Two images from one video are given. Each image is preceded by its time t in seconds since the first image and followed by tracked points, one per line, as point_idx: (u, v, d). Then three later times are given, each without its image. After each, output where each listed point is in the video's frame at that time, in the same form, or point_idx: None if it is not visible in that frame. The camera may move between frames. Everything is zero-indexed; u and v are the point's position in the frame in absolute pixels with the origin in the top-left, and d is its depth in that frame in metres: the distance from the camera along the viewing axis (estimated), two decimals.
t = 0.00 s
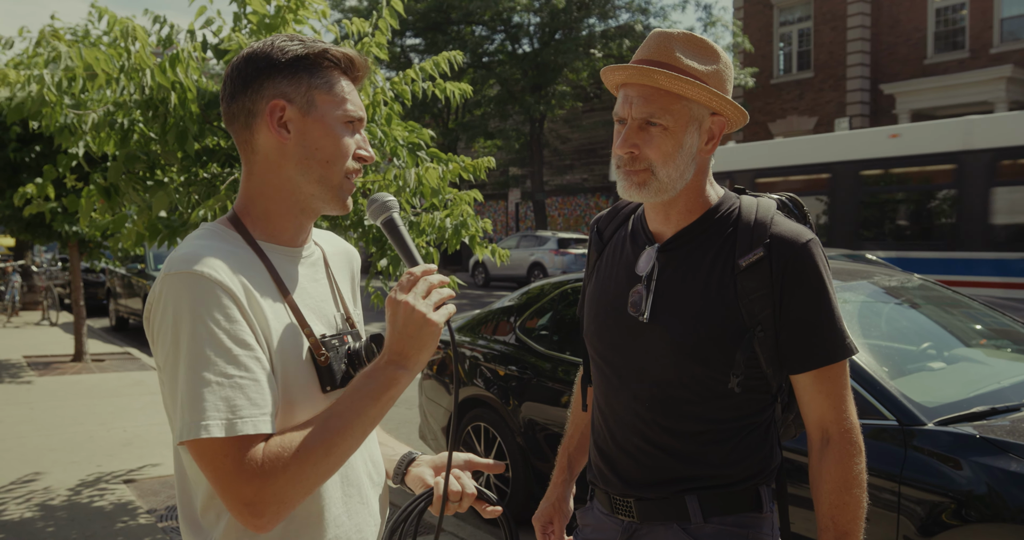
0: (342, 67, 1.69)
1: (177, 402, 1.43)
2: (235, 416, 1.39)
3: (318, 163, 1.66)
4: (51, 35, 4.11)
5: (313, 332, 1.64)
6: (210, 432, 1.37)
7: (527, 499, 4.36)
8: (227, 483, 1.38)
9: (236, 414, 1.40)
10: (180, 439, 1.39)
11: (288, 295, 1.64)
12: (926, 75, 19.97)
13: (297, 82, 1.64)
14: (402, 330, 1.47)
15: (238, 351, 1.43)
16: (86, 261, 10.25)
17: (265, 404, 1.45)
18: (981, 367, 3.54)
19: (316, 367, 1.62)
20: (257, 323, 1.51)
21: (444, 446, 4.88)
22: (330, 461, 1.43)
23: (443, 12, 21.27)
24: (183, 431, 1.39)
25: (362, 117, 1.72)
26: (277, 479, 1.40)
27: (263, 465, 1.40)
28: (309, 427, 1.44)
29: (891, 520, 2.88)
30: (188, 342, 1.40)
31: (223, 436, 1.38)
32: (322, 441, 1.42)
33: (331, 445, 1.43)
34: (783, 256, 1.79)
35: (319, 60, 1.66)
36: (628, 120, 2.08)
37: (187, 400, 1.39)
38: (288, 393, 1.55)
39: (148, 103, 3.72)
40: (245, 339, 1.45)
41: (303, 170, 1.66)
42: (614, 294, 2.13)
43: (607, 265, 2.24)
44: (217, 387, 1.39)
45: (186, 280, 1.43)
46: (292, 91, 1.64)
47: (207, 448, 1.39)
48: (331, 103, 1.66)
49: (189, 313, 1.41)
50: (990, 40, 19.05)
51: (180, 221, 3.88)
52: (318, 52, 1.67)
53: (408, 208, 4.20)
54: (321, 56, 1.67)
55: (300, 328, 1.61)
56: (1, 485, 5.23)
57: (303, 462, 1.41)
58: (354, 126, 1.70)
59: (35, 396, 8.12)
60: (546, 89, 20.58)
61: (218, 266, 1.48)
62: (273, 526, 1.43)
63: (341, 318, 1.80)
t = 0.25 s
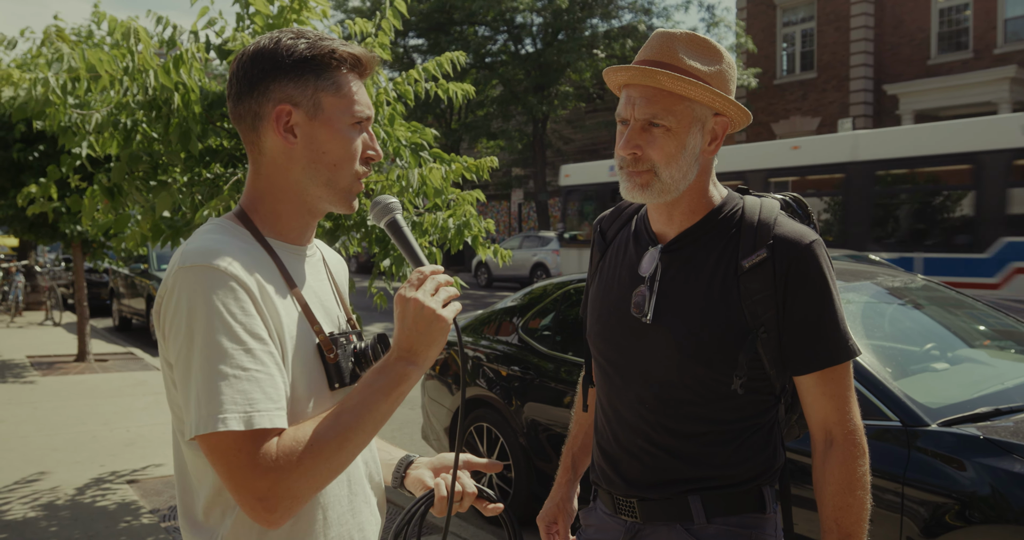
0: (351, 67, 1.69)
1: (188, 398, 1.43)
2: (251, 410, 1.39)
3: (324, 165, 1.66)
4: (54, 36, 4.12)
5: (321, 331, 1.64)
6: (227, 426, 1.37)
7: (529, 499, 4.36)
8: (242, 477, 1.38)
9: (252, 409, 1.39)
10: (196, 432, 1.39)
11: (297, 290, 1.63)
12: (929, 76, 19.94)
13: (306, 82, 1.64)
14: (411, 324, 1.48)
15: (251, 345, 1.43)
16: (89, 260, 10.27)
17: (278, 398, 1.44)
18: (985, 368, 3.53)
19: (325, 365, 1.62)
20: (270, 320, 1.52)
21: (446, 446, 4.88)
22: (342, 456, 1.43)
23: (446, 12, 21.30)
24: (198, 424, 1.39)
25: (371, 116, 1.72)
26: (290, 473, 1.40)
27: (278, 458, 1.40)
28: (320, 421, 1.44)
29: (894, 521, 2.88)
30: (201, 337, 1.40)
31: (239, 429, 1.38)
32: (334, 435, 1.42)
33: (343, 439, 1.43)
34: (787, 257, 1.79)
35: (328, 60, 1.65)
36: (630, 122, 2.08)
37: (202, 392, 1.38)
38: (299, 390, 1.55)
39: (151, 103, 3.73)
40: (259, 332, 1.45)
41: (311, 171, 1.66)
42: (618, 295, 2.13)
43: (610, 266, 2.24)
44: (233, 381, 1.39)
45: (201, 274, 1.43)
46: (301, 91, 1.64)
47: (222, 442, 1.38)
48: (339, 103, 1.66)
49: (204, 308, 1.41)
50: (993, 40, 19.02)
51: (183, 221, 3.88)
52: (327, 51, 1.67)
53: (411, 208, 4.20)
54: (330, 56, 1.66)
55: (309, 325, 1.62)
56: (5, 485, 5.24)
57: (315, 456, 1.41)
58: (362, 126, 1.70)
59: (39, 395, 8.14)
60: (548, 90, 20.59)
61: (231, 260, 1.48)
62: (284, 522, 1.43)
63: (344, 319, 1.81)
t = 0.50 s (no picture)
0: (361, 72, 1.68)
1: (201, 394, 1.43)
2: (265, 405, 1.40)
3: (334, 168, 1.67)
4: (58, 36, 4.12)
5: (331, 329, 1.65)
6: (242, 420, 1.38)
7: (532, 499, 4.36)
8: (257, 470, 1.38)
9: (266, 405, 1.40)
10: (210, 427, 1.39)
11: (309, 291, 1.64)
12: (933, 76, 19.90)
13: (316, 87, 1.64)
14: (424, 314, 1.47)
15: (265, 341, 1.44)
16: (93, 260, 10.29)
17: (291, 393, 1.45)
18: (989, 369, 3.52)
19: (334, 364, 1.63)
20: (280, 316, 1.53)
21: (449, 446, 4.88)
22: (356, 447, 1.43)
23: (450, 12, 21.30)
24: (212, 420, 1.39)
25: (380, 119, 1.72)
26: (305, 465, 1.40)
27: (292, 451, 1.40)
28: (335, 414, 1.44)
29: (898, 522, 2.87)
30: (214, 331, 1.40)
31: (254, 424, 1.39)
32: (347, 427, 1.42)
33: (356, 430, 1.43)
34: (790, 257, 1.79)
35: (337, 66, 1.65)
36: (634, 124, 2.08)
37: (216, 389, 1.39)
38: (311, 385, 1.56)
39: (154, 103, 3.73)
40: (272, 330, 1.46)
41: (321, 174, 1.67)
42: (621, 295, 2.13)
43: (614, 266, 2.24)
44: (247, 377, 1.40)
45: (213, 272, 1.43)
46: (310, 96, 1.64)
47: (236, 436, 1.38)
48: (349, 107, 1.66)
49: (216, 306, 1.41)
50: (998, 40, 18.96)
51: (186, 221, 3.89)
52: (336, 57, 1.67)
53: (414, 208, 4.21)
54: (339, 61, 1.66)
55: (319, 323, 1.63)
56: (8, 484, 5.25)
57: (330, 448, 1.41)
58: (371, 129, 1.70)
59: (42, 395, 8.16)
60: (551, 90, 20.60)
61: (242, 257, 1.48)
62: (301, 513, 1.43)
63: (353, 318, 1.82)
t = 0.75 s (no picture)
0: (368, 77, 1.75)
1: (222, 385, 1.53)
2: (287, 390, 1.49)
3: (339, 170, 1.73)
4: (61, 36, 4.13)
5: (339, 324, 1.73)
6: (264, 404, 1.47)
7: (534, 499, 4.36)
8: (288, 449, 1.47)
9: (287, 388, 1.49)
10: (233, 414, 1.49)
11: (319, 288, 1.72)
12: (936, 76, 19.84)
13: (321, 93, 1.70)
14: (458, 302, 1.52)
15: (281, 331, 1.53)
16: (96, 261, 10.31)
17: (312, 378, 1.54)
18: (993, 369, 3.51)
19: (343, 355, 1.72)
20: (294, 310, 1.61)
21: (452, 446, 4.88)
22: (383, 429, 1.49)
23: (453, 13, 21.30)
24: (234, 408, 1.49)
25: (385, 122, 1.78)
26: (334, 443, 1.46)
27: (321, 430, 1.47)
28: (361, 395, 1.50)
29: (901, 523, 2.86)
30: (233, 324, 1.51)
31: (276, 408, 1.48)
32: (374, 409, 1.48)
33: (385, 410, 1.48)
34: (794, 257, 1.78)
35: (342, 72, 1.72)
36: (637, 123, 2.07)
37: (235, 378, 1.49)
38: (324, 372, 1.66)
39: (157, 103, 3.73)
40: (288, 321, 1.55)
41: (327, 176, 1.73)
42: (623, 295, 2.12)
43: (616, 265, 2.23)
44: (266, 361, 1.50)
45: (231, 271, 1.53)
46: (316, 100, 1.71)
47: (265, 418, 1.48)
48: (353, 112, 1.72)
49: (234, 298, 1.52)
50: (1001, 40, 18.89)
51: (189, 221, 3.89)
52: (341, 63, 1.73)
53: (417, 208, 4.22)
54: (345, 66, 1.72)
55: (330, 320, 1.71)
56: (12, 484, 5.26)
57: (357, 427, 1.47)
58: (376, 132, 1.77)
59: (46, 395, 8.17)
60: (554, 89, 20.60)
61: (254, 257, 1.58)
62: (330, 491, 1.49)
63: (364, 314, 1.88)
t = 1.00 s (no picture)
0: (371, 83, 1.76)
1: (231, 381, 1.53)
2: (294, 386, 1.49)
3: (343, 174, 1.75)
4: (62, 36, 4.13)
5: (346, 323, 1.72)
6: (271, 400, 1.47)
7: (536, 499, 4.36)
8: (295, 442, 1.48)
9: (293, 384, 1.49)
10: (243, 409, 1.49)
11: (328, 288, 1.72)
12: (939, 76, 19.83)
13: (324, 100, 1.72)
14: (477, 311, 1.56)
15: (290, 329, 1.53)
16: (98, 261, 10.32)
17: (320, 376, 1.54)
18: (996, 369, 3.50)
19: (350, 353, 1.71)
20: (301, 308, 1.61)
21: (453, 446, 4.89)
22: (391, 427, 1.51)
23: (454, 13, 21.30)
24: (243, 403, 1.49)
25: (388, 126, 1.79)
26: (344, 438, 1.48)
27: (331, 425, 1.48)
28: (370, 394, 1.51)
29: (903, 523, 2.85)
30: (243, 321, 1.51)
31: (283, 403, 1.48)
32: (383, 406, 1.50)
33: (394, 410, 1.50)
34: (795, 257, 1.78)
35: (345, 79, 1.73)
36: (638, 125, 2.07)
37: (245, 374, 1.49)
38: (331, 372, 1.65)
39: (159, 103, 3.73)
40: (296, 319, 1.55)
41: (331, 181, 1.76)
42: (624, 293, 2.13)
43: (617, 263, 2.23)
44: (273, 360, 1.50)
45: (242, 271, 1.53)
46: (319, 108, 1.73)
47: (272, 413, 1.49)
48: (354, 117, 1.74)
49: (243, 300, 1.52)
50: (1003, 40, 18.86)
51: (191, 221, 3.89)
52: (343, 70, 1.74)
53: (418, 207, 4.22)
54: (347, 74, 1.73)
55: (337, 319, 1.70)
56: (14, 484, 5.27)
57: (366, 424, 1.49)
58: (379, 137, 1.78)
59: (48, 395, 8.18)
60: (556, 89, 20.61)
61: (262, 258, 1.58)
62: (337, 485, 1.50)
63: (373, 313, 1.89)
